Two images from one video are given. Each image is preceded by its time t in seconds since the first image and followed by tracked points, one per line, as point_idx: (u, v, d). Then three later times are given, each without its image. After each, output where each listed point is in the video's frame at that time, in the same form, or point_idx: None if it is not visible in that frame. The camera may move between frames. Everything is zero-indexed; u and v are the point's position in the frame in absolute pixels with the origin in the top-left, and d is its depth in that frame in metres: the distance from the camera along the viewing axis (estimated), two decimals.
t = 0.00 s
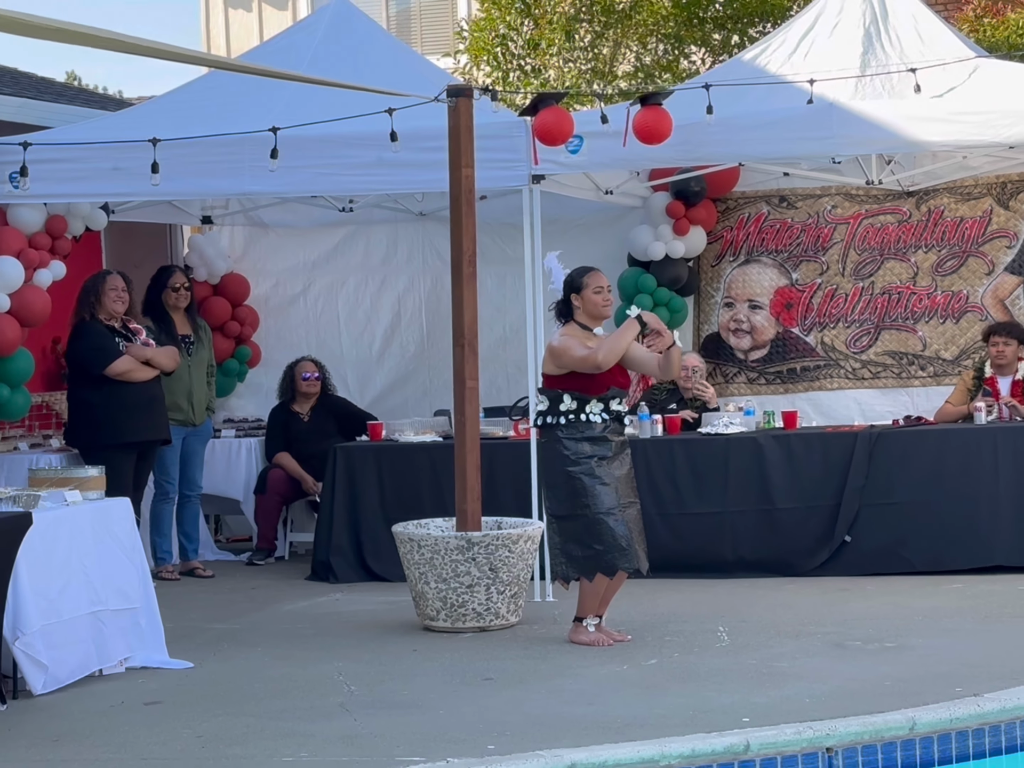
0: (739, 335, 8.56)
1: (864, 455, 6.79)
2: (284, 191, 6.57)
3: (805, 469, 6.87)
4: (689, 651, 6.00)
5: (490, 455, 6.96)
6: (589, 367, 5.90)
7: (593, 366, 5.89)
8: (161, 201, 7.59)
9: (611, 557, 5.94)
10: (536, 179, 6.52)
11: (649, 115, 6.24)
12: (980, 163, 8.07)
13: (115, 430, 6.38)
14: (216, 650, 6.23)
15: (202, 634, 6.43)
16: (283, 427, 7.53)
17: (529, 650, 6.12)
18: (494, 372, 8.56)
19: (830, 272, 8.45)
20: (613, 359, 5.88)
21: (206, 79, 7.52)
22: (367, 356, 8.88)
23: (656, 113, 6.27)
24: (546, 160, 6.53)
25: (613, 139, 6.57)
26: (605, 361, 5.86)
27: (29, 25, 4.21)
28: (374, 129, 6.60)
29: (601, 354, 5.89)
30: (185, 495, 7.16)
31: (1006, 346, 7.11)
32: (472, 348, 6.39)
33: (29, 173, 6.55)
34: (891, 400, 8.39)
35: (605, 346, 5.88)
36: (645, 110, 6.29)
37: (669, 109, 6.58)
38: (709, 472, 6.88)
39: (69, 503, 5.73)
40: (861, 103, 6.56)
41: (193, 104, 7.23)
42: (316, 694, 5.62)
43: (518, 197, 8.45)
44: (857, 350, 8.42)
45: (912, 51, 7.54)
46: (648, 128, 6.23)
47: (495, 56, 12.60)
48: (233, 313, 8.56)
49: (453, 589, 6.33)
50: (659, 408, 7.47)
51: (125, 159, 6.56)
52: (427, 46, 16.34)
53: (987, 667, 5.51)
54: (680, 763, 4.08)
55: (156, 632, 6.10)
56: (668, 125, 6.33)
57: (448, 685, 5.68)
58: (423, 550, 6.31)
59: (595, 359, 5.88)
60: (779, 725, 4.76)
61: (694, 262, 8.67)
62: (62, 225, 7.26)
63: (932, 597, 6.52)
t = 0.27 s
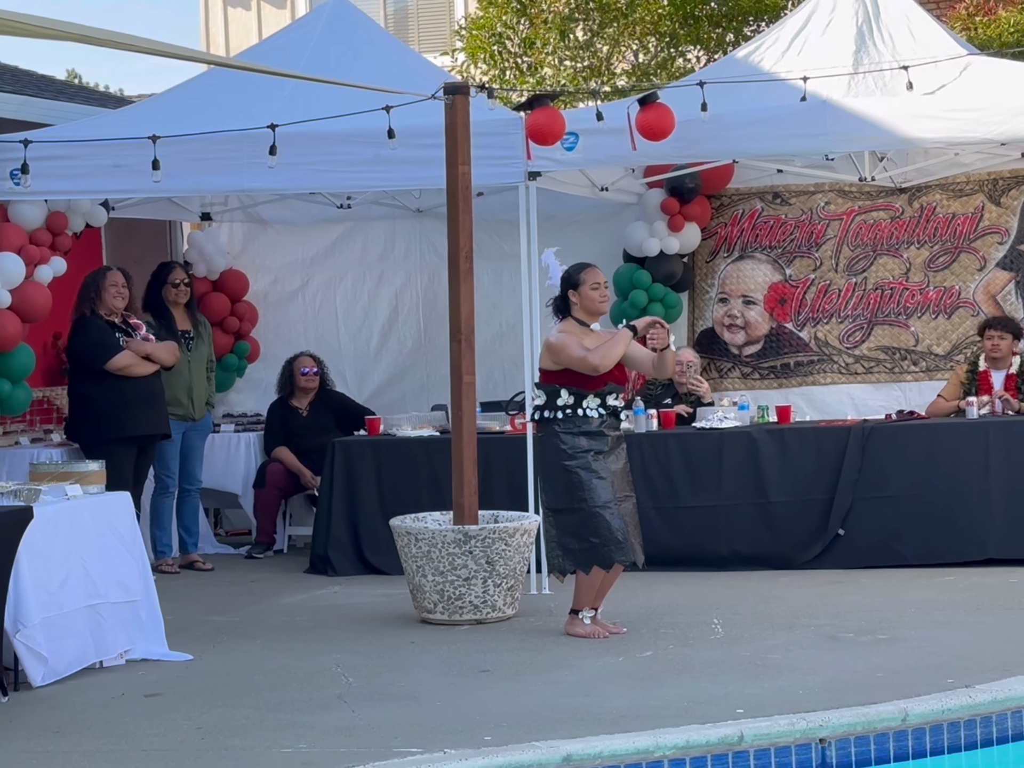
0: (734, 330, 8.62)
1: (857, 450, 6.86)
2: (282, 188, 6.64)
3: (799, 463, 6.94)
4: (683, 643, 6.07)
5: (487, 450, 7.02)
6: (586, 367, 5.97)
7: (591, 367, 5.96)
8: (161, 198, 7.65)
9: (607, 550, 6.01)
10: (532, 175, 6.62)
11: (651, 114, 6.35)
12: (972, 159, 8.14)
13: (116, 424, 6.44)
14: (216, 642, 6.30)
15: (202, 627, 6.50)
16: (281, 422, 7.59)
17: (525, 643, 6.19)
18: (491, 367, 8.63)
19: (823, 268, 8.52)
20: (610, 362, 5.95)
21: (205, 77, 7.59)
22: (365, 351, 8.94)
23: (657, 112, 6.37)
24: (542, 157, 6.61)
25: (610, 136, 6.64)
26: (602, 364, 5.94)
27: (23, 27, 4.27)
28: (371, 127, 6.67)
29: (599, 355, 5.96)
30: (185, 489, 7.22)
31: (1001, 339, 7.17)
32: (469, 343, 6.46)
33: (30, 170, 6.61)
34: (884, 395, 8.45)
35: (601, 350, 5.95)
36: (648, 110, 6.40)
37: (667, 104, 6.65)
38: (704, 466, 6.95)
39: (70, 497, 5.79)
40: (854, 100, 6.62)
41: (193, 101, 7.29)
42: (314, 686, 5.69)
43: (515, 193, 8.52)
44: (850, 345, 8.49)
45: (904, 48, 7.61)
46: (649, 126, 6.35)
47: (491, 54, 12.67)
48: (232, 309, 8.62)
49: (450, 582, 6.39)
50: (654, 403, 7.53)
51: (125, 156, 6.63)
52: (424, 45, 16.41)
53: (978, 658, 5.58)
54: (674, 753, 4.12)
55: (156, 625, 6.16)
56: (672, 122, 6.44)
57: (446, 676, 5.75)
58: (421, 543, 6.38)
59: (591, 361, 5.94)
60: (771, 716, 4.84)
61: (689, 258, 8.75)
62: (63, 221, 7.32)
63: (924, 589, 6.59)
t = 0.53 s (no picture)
0: (728, 322, 8.67)
1: (850, 441, 6.90)
2: (277, 181, 6.66)
3: (792, 454, 6.97)
4: (677, 633, 6.11)
5: (481, 441, 7.06)
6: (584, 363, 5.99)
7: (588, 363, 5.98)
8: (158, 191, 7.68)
9: (602, 540, 6.05)
10: (527, 168, 6.66)
11: (647, 107, 6.27)
12: (964, 152, 8.17)
13: (112, 416, 6.47)
14: (212, 632, 6.34)
15: (198, 617, 6.53)
16: (277, 414, 7.62)
17: (520, 633, 6.23)
18: (486, 359, 8.66)
19: (817, 260, 8.55)
20: (607, 358, 5.98)
21: (201, 70, 7.61)
22: (361, 343, 8.97)
23: (653, 104, 6.31)
24: (536, 150, 6.66)
25: (605, 129, 6.66)
26: (600, 361, 5.97)
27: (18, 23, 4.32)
28: (367, 120, 6.70)
29: (596, 351, 5.99)
30: (181, 480, 7.26)
31: (995, 332, 7.25)
32: (464, 335, 6.49)
33: (26, 163, 6.63)
34: (878, 387, 8.49)
35: (599, 347, 5.98)
36: (643, 102, 6.34)
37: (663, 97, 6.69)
38: (697, 458, 6.98)
39: (67, 488, 5.81)
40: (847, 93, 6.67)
41: (189, 95, 7.32)
42: (310, 676, 5.73)
43: (510, 186, 8.55)
44: (843, 337, 8.53)
45: (897, 42, 7.64)
46: (645, 119, 6.25)
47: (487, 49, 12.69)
48: (229, 302, 8.65)
49: (445, 573, 6.43)
50: (648, 395, 7.56)
51: (122, 149, 6.65)
52: (420, 39, 16.44)
53: (970, 648, 5.63)
54: (668, 742, 4.16)
55: (152, 615, 6.20)
56: (667, 115, 6.35)
57: (440, 667, 5.79)
58: (416, 534, 6.41)
59: (588, 357, 5.97)
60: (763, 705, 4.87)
61: (683, 250, 8.77)
62: (60, 214, 7.35)
63: (917, 579, 6.64)
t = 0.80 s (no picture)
0: (716, 314, 8.77)
1: (837, 430, 7.00)
2: (272, 174, 6.75)
3: (780, 443, 7.08)
4: (666, 619, 6.23)
5: (474, 430, 7.16)
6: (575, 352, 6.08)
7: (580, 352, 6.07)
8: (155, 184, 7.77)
9: (592, 528, 6.16)
10: (518, 162, 6.77)
11: (631, 98, 6.38)
12: (950, 146, 8.27)
13: (110, 405, 6.57)
14: (209, 619, 6.44)
15: (195, 604, 6.64)
16: (272, 403, 7.72)
17: (512, 619, 6.34)
18: (478, 350, 8.77)
19: (804, 252, 8.66)
20: (598, 348, 6.07)
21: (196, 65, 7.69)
22: (355, 334, 9.07)
23: (638, 97, 6.42)
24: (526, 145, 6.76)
25: (595, 123, 6.74)
26: (591, 350, 6.06)
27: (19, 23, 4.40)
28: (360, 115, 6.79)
29: (587, 341, 6.08)
30: (178, 469, 7.36)
31: (980, 321, 7.32)
32: (457, 327, 6.59)
33: (24, 156, 6.71)
34: (864, 377, 8.61)
35: (589, 336, 6.08)
36: (627, 94, 6.45)
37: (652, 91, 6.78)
38: (687, 447, 7.09)
39: (65, 477, 5.92)
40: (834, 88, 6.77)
41: (185, 89, 7.41)
42: (305, 662, 5.83)
43: (502, 179, 8.63)
44: (830, 328, 8.64)
45: (884, 37, 7.74)
46: (630, 111, 6.38)
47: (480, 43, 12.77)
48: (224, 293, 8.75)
49: (438, 560, 6.54)
50: (638, 385, 7.67)
51: (119, 142, 6.74)
52: (414, 32, 16.53)
53: (953, 634, 5.73)
54: (657, 727, 4.26)
55: (150, 602, 6.31)
56: (651, 108, 6.48)
57: (433, 653, 5.90)
58: (410, 522, 6.51)
59: (580, 346, 6.06)
60: (750, 690, 4.98)
61: (672, 242, 8.87)
62: (58, 206, 7.45)
63: (902, 567, 6.75)
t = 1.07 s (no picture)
0: (705, 302, 8.77)
1: (825, 418, 7.03)
2: (261, 163, 6.75)
3: (768, 431, 7.10)
4: (655, 606, 6.25)
5: (463, 418, 7.17)
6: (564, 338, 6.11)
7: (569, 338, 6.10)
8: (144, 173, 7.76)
9: (582, 515, 6.17)
10: (509, 151, 6.76)
11: (620, 86, 6.39)
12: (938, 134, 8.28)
13: (100, 394, 6.58)
14: (199, 607, 6.46)
15: (185, 592, 6.65)
16: (261, 391, 7.73)
17: (501, 607, 6.36)
18: (468, 338, 8.79)
19: (792, 240, 8.67)
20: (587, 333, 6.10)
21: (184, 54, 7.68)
22: (345, 322, 9.08)
23: (627, 85, 6.42)
24: (515, 133, 6.74)
25: (584, 112, 6.76)
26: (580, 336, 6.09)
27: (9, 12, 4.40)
28: (349, 103, 6.79)
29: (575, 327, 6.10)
30: (167, 457, 7.36)
31: (969, 304, 7.38)
32: (445, 315, 6.60)
33: (13, 144, 6.66)
34: (852, 365, 8.63)
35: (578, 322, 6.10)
36: (616, 83, 6.45)
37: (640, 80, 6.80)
38: (676, 435, 7.10)
39: (54, 465, 5.91)
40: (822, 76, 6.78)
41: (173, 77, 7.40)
42: (295, 649, 5.85)
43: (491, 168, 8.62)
44: (818, 317, 8.66)
45: (872, 26, 7.75)
46: (620, 100, 6.38)
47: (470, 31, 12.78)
48: (213, 281, 8.75)
49: (428, 548, 6.55)
50: (627, 373, 7.69)
51: (106, 131, 6.70)
52: (403, 21, 16.54)
53: (941, 621, 5.76)
54: (646, 714, 4.27)
55: (139, 590, 6.32)
56: (641, 97, 6.48)
57: (423, 640, 5.92)
58: (399, 510, 6.52)
59: (568, 332, 6.08)
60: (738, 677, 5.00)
61: (661, 230, 8.87)
62: (47, 195, 7.44)
63: (890, 554, 6.78)
